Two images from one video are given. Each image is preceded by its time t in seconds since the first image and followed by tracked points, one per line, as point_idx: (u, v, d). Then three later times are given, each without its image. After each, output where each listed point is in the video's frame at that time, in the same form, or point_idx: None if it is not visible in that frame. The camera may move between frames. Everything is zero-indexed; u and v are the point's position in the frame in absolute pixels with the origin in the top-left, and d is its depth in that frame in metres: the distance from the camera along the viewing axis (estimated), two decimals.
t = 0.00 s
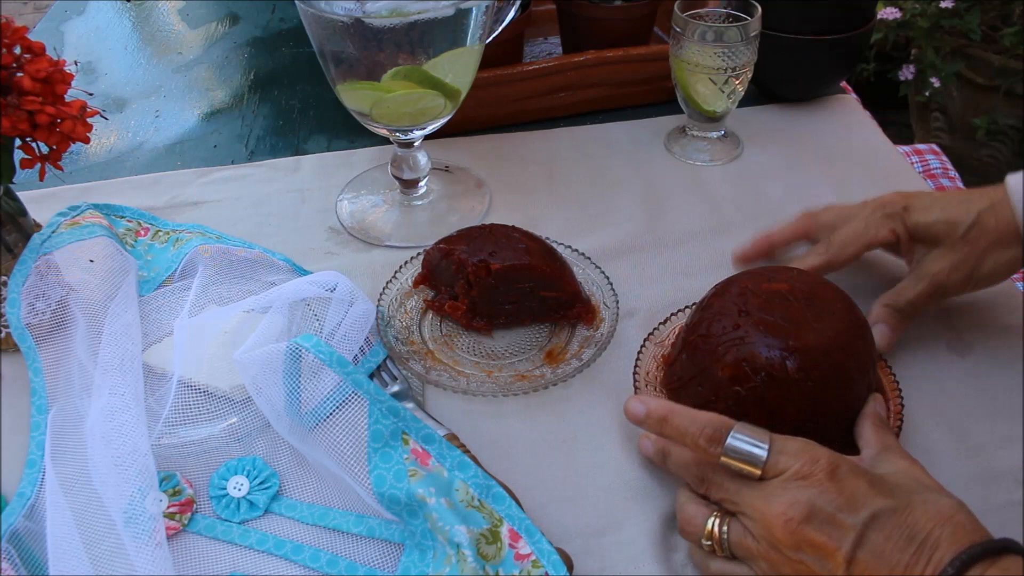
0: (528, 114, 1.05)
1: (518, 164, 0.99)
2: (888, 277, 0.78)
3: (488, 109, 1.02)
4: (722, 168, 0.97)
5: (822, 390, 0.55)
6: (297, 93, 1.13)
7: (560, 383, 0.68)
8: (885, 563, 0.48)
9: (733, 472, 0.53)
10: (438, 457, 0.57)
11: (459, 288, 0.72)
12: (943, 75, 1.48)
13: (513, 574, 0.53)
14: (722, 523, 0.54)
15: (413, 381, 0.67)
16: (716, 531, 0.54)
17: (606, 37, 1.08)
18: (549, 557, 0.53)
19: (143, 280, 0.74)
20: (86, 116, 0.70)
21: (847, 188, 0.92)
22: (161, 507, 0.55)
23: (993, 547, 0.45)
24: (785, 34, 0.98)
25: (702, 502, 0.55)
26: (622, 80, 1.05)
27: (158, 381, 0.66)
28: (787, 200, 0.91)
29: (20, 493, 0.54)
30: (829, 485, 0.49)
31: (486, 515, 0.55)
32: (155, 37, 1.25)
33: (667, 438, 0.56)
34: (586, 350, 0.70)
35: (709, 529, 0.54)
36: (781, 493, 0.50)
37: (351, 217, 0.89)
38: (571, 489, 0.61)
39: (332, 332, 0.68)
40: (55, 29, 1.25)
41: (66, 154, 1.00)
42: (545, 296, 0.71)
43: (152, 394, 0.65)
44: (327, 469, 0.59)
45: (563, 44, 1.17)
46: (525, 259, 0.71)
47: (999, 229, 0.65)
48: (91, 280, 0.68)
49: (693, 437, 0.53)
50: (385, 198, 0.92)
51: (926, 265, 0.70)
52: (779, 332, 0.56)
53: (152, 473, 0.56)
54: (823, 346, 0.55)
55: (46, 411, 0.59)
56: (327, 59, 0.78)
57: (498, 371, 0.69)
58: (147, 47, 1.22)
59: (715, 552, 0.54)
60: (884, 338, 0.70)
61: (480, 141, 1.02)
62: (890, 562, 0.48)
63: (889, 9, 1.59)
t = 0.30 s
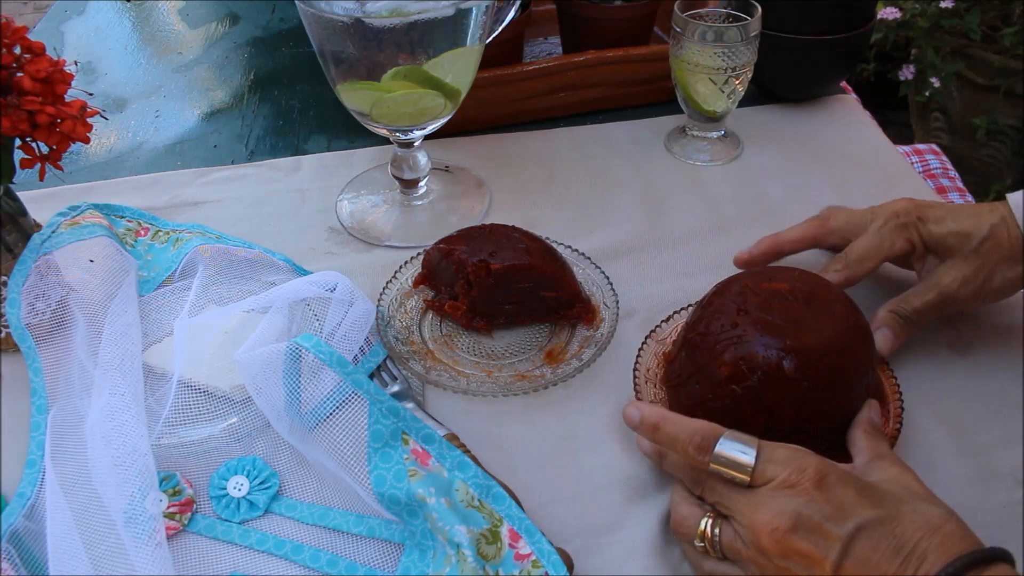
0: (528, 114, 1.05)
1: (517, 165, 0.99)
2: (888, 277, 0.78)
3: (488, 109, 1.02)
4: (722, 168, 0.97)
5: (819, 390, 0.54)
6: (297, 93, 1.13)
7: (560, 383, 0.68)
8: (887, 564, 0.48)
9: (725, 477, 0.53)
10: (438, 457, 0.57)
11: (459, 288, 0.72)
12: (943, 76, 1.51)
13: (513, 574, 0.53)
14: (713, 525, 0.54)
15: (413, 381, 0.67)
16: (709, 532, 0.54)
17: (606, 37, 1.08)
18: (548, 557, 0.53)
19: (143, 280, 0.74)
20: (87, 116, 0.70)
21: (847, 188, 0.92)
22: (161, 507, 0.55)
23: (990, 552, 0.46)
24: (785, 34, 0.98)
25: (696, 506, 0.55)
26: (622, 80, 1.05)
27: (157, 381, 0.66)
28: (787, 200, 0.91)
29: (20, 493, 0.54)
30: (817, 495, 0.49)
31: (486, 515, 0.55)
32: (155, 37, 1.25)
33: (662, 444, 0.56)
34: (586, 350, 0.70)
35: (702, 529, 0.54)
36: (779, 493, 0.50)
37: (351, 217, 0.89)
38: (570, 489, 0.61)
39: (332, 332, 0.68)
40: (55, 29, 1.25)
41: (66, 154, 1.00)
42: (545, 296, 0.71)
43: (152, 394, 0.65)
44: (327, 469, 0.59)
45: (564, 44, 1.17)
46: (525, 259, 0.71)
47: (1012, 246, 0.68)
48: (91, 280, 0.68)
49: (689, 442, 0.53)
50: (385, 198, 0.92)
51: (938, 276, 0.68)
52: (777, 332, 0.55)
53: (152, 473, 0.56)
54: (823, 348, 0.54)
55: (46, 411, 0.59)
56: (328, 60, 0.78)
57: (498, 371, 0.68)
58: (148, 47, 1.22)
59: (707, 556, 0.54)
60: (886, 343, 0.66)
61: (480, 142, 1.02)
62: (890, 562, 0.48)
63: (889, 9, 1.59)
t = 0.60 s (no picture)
0: (528, 114, 1.05)
1: (517, 165, 0.99)
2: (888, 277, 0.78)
3: (488, 109, 1.02)
4: (722, 168, 0.97)
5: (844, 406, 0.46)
6: (298, 93, 1.13)
7: (560, 383, 0.68)
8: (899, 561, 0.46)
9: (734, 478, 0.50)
10: (438, 457, 0.57)
11: (459, 288, 0.72)
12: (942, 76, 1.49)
13: (513, 574, 0.53)
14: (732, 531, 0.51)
15: (413, 381, 0.67)
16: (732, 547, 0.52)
17: (606, 37, 1.08)
18: (548, 557, 0.53)
19: (143, 280, 0.74)
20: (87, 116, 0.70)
21: (847, 189, 0.92)
22: (161, 507, 0.55)
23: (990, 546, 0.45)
24: (785, 34, 0.98)
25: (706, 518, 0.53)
26: (622, 80, 1.05)
27: (157, 381, 0.66)
28: (788, 201, 0.91)
29: (20, 493, 0.54)
30: (841, 496, 0.42)
31: (486, 515, 0.55)
32: (155, 37, 1.25)
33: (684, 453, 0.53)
34: (586, 350, 0.70)
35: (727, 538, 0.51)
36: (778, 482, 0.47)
37: (351, 217, 0.89)
38: (571, 489, 0.61)
39: (332, 332, 0.68)
40: (55, 29, 1.25)
41: (66, 154, 1.00)
42: (545, 296, 0.71)
43: (152, 394, 0.65)
44: (328, 469, 0.59)
45: (564, 44, 1.17)
46: (525, 259, 0.71)
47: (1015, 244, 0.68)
48: (91, 280, 0.68)
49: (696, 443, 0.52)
50: (385, 198, 0.93)
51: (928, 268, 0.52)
52: (791, 339, 0.48)
53: (152, 473, 0.56)
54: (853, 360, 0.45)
55: (46, 411, 0.59)
56: (328, 59, 0.78)
57: (498, 371, 0.69)
58: (148, 47, 1.22)
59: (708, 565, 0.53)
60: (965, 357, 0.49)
61: (480, 142, 1.02)
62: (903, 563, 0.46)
63: (889, 9, 1.59)
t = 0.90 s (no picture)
0: (528, 114, 1.05)
1: (517, 165, 0.99)
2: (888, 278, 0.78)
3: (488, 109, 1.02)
4: (722, 168, 0.97)
5: (868, 417, 0.53)
6: (297, 93, 1.13)
7: (560, 383, 0.68)
8: None
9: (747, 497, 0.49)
10: (438, 457, 0.57)
11: (459, 288, 0.72)
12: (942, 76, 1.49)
13: (513, 574, 0.53)
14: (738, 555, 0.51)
15: (413, 381, 0.67)
16: None
17: (606, 37, 1.08)
18: (549, 557, 0.53)
19: (143, 280, 0.74)
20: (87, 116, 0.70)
21: (847, 189, 0.92)
22: (161, 507, 0.55)
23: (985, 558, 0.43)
24: (785, 35, 0.98)
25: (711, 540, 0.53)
26: (622, 80, 1.05)
27: (157, 381, 0.66)
28: (788, 201, 0.91)
29: (20, 493, 0.54)
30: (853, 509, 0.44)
31: (486, 515, 0.55)
32: (155, 37, 1.25)
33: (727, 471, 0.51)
34: (586, 350, 0.69)
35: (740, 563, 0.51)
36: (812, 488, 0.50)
37: (351, 217, 0.89)
38: (570, 489, 0.61)
39: (332, 332, 0.68)
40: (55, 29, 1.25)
41: (66, 154, 1.00)
42: (545, 296, 0.71)
43: (152, 394, 0.65)
44: (327, 469, 0.59)
45: (564, 44, 1.17)
46: (525, 259, 0.71)
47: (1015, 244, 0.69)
48: (91, 280, 0.68)
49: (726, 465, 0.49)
50: (385, 198, 0.93)
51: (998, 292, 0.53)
52: (832, 353, 0.54)
53: (152, 473, 0.56)
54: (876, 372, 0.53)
55: (46, 411, 0.59)
56: (328, 60, 0.78)
57: (498, 371, 0.68)
58: (148, 47, 1.22)
59: None
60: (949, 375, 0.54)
61: (480, 142, 1.02)
62: None
63: (889, 9, 1.59)
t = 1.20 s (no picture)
0: (529, 114, 1.05)
1: (517, 165, 0.99)
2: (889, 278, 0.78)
3: (488, 109, 1.02)
4: (722, 168, 0.97)
5: (865, 417, 0.53)
6: (298, 93, 1.13)
7: (560, 383, 0.68)
8: None
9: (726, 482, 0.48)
10: (438, 457, 0.57)
11: (459, 288, 0.72)
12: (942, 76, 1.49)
13: (513, 574, 0.53)
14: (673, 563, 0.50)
15: (413, 381, 0.67)
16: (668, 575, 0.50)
17: (606, 37, 1.08)
18: (548, 557, 0.53)
19: (143, 280, 0.74)
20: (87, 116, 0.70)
21: (847, 189, 0.92)
22: (161, 507, 0.55)
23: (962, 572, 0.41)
24: (785, 35, 0.98)
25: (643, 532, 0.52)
26: (623, 80, 1.05)
27: (157, 381, 0.66)
28: (788, 201, 0.91)
29: (20, 493, 0.54)
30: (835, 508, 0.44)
31: (486, 514, 0.55)
32: (155, 37, 1.25)
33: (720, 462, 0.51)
34: (586, 350, 0.69)
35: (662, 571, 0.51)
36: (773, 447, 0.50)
37: (351, 217, 0.89)
38: (570, 489, 0.61)
39: (332, 332, 0.68)
40: (55, 29, 1.25)
41: (66, 154, 1.00)
42: (545, 296, 0.71)
43: (152, 394, 0.65)
44: (328, 469, 0.59)
45: (564, 44, 1.17)
46: (525, 259, 0.71)
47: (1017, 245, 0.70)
48: (91, 280, 0.68)
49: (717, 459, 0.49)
50: (385, 198, 0.93)
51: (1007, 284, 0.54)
52: (828, 353, 0.54)
53: (152, 473, 0.56)
54: (871, 371, 0.53)
55: (46, 411, 0.60)
56: (327, 59, 0.78)
57: (498, 371, 0.68)
58: (147, 47, 1.22)
59: None
60: (947, 368, 0.59)
61: (480, 142, 1.02)
62: None
63: (889, 8, 1.59)
